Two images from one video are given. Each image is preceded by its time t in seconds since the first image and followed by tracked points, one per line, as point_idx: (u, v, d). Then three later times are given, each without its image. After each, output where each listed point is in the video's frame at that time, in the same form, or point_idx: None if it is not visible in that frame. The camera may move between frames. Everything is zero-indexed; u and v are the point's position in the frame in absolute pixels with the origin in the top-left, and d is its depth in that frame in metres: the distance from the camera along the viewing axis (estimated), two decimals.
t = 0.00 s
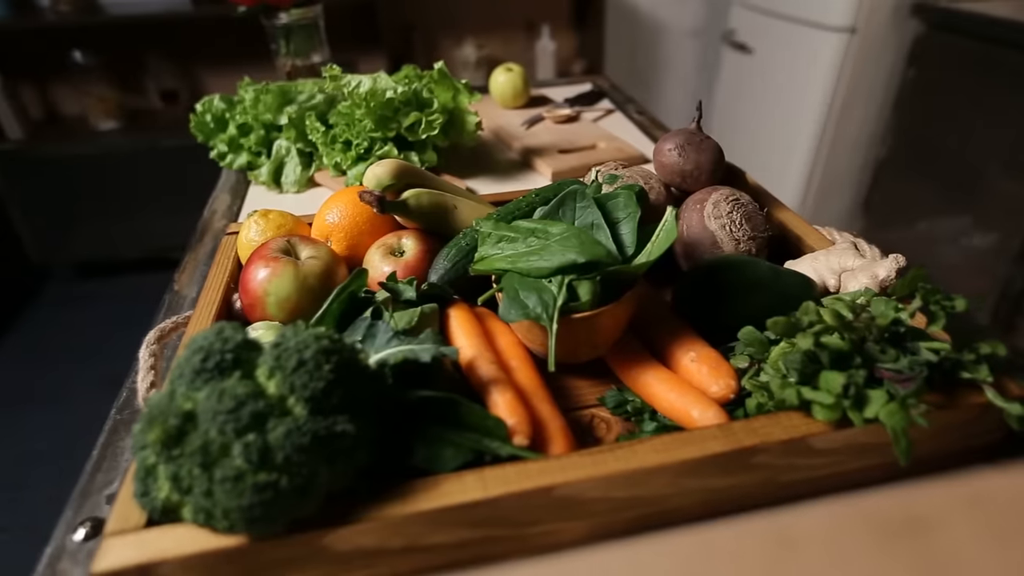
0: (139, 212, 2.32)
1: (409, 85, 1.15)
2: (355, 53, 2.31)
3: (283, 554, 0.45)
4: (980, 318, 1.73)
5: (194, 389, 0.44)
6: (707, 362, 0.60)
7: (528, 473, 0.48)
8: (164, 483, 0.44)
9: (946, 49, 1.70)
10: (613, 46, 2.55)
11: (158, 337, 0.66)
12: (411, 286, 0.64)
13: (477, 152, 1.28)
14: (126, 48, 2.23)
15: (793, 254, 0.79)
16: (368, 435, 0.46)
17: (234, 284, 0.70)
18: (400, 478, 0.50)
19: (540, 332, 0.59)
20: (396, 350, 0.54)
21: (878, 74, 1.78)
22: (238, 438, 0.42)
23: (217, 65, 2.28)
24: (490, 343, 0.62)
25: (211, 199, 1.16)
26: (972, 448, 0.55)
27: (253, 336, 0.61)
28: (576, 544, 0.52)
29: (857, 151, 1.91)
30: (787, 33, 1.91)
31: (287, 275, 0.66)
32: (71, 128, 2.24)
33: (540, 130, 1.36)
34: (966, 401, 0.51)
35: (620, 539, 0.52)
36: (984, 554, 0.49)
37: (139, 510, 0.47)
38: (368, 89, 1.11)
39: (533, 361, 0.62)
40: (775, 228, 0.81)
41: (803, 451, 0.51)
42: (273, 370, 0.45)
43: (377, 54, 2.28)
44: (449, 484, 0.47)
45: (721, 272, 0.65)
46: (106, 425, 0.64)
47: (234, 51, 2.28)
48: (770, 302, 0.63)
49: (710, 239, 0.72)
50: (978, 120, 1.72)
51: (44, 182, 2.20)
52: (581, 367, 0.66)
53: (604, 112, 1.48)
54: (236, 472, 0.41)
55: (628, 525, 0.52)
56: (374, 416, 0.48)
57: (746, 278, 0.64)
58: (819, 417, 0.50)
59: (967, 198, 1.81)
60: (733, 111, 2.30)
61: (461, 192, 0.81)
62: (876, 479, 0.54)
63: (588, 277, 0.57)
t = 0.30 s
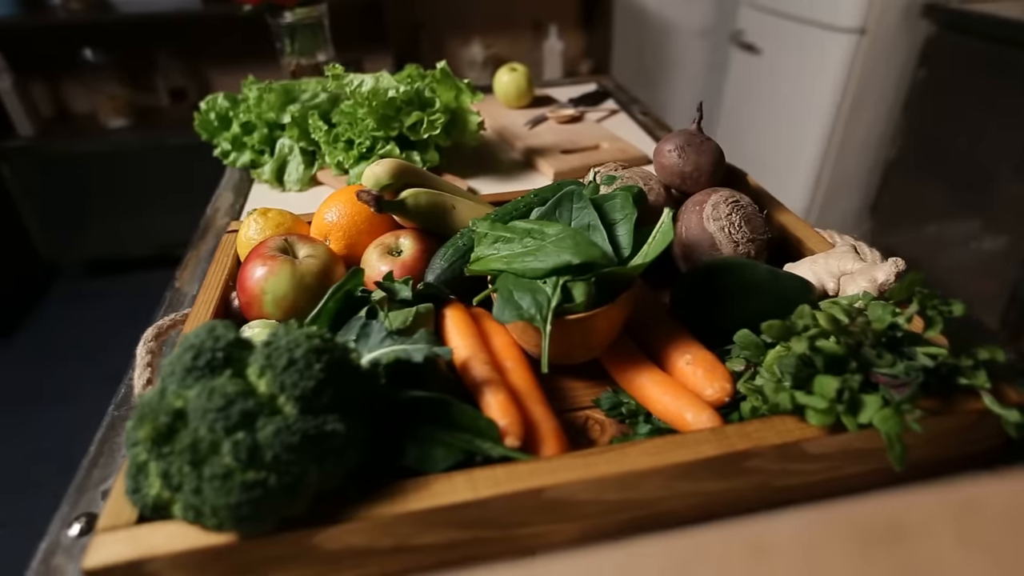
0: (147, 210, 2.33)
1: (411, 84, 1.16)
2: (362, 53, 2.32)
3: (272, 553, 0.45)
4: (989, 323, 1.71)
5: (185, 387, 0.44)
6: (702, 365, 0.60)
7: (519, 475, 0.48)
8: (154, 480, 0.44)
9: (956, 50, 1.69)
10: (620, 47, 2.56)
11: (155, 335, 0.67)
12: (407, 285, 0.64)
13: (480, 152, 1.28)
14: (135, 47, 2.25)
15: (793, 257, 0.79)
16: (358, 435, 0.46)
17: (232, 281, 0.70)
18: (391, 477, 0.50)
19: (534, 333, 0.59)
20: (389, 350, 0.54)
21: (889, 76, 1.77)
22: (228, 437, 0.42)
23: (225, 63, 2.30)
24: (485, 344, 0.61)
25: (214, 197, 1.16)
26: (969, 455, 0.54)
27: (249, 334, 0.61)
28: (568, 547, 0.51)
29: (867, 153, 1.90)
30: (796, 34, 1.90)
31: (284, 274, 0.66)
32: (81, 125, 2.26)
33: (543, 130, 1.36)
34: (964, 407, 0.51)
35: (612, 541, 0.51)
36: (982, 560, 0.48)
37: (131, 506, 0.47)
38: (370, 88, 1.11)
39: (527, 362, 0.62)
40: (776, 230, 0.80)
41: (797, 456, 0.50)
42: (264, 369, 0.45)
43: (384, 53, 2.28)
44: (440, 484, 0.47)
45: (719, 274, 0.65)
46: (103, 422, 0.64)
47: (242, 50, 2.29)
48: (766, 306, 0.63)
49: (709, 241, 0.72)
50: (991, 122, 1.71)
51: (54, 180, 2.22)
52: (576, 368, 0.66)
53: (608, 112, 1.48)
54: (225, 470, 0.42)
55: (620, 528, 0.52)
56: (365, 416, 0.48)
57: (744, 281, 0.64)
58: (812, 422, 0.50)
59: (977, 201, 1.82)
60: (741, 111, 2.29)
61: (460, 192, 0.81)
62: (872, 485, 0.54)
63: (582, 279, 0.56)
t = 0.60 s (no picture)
0: (156, 206, 2.35)
1: (414, 83, 1.16)
2: (371, 52, 2.33)
3: (259, 550, 0.45)
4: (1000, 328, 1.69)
5: (174, 384, 0.44)
6: (697, 368, 0.59)
7: (508, 476, 0.48)
8: (144, 476, 0.44)
9: (968, 52, 1.66)
10: (630, 47, 2.54)
11: (152, 331, 0.67)
12: (402, 285, 0.64)
13: (484, 152, 1.28)
14: (147, 44, 2.27)
15: (793, 260, 0.78)
16: (346, 434, 0.47)
17: (229, 279, 0.70)
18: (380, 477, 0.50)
19: (527, 335, 0.58)
20: (381, 349, 0.54)
21: (899, 79, 1.75)
22: (215, 434, 0.42)
23: (235, 61, 2.32)
24: (479, 344, 0.61)
25: (219, 195, 1.17)
26: (966, 463, 0.53)
27: (243, 332, 0.61)
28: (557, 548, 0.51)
29: (876, 156, 1.87)
30: (807, 35, 1.89)
31: (280, 272, 0.67)
32: (93, 122, 2.27)
33: (547, 130, 1.36)
34: (959, 414, 0.50)
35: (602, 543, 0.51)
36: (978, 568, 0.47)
37: (121, 502, 0.47)
38: (373, 87, 1.11)
39: (521, 363, 0.62)
40: (775, 233, 0.80)
41: (789, 461, 0.50)
42: (253, 368, 0.45)
43: (393, 52, 2.29)
44: (429, 484, 0.47)
45: (715, 277, 0.64)
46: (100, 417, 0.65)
47: (252, 48, 2.30)
48: (762, 310, 0.63)
49: (707, 243, 0.71)
50: (1001, 124, 1.69)
51: (67, 176, 2.25)
52: (571, 370, 0.66)
53: (613, 113, 1.47)
54: (212, 468, 0.42)
55: (610, 530, 0.51)
56: (353, 415, 0.48)
57: (741, 284, 0.63)
58: (805, 428, 0.49)
59: (990, 205, 1.78)
60: (751, 113, 2.28)
61: (459, 191, 0.81)
62: (866, 491, 0.53)
63: (576, 280, 0.56)
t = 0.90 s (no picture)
0: (165, 202, 2.35)
1: (417, 83, 1.16)
2: (381, 51, 2.34)
3: (247, 548, 0.46)
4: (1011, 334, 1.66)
5: (163, 381, 0.44)
6: (690, 372, 0.59)
7: (496, 477, 0.48)
8: (133, 472, 0.44)
9: (981, 55, 1.61)
10: (641, 47, 2.50)
11: (150, 328, 0.67)
12: (397, 284, 0.64)
13: (488, 152, 1.28)
14: (159, 42, 2.29)
15: (793, 264, 0.77)
16: (335, 433, 0.47)
17: (227, 277, 0.70)
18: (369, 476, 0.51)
19: (519, 337, 0.58)
20: (371, 348, 0.54)
21: (911, 81, 1.73)
22: (203, 432, 0.42)
23: (246, 59, 2.33)
24: (473, 345, 0.61)
25: (223, 192, 1.18)
26: (962, 472, 0.53)
27: (238, 330, 0.61)
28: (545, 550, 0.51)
29: (888, 160, 1.87)
30: (819, 37, 1.88)
31: (277, 270, 0.67)
32: (106, 118, 2.30)
33: (551, 130, 1.35)
34: (955, 422, 0.50)
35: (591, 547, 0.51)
36: None
37: (112, 497, 0.48)
38: (376, 87, 1.12)
39: (515, 364, 0.61)
40: (776, 237, 0.79)
41: (780, 467, 0.50)
42: (242, 366, 0.45)
43: (403, 51, 2.30)
44: (416, 485, 0.47)
45: (711, 280, 0.64)
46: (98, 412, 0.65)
47: (263, 46, 2.32)
48: (758, 314, 0.63)
49: (705, 246, 0.71)
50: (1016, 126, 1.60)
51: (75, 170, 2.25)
52: (566, 371, 0.66)
53: (619, 114, 1.47)
54: (198, 465, 0.42)
55: (599, 534, 0.51)
56: (342, 414, 0.48)
57: (737, 287, 0.63)
58: (797, 434, 0.49)
59: (1003, 210, 1.69)
60: (761, 114, 2.26)
61: (457, 191, 0.81)
62: (859, 498, 0.53)
63: (569, 282, 0.56)
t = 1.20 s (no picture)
0: (173, 197, 2.36)
1: (420, 82, 1.16)
2: (389, 50, 2.34)
3: (234, 545, 0.46)
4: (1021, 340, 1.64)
5: (154, 378, 0.45)
6: (684, 376, 0.58)
7: (485, 479, 0.48)
8: (122, 468, 0.45)
9: (994, 57, 1.60)
10: (648, 47, 2.44)
11: (147, 324, 0.68)
12: (392, 284, 0.64)
13: (491, 152, 1.28)
14: (170, 40, 2.30)
15: (793, 268, 0.77)
16: (323, 432, 0.47)
17: (226, 274, 0.71)
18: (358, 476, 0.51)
19: (513, 339, 0.58)
20: (363, 348, 0.54)
21: (923, 83, 1.72)
22: (191, 429, 0.43)
23: (255, 58, 2.34)
24: (467, 346, 0.61)
25: (227, 190, 1.19)
26: (958, 481, 0.52)
27: (234, 327, 0.62)
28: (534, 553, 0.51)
29: (899, 162, 1.84)
30: (829, 38, 1.87)
31: (274, 268, 0.67)
32: (116, 116, 2.31)
33: (555, 131, 1.35)
34: (949, 430, 0.49)
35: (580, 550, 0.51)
36: None
37: (103, 493, 0.48)
38: (379, 86, 1.12)
39: (509, 365, 0.61)
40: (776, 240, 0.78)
41: (772, 473, 0.49)
42: (231, 364, 0.45)
43: (411, 50, 2.31)
44: (404, 485, 0.47)
45: (708, 283, 0.64)
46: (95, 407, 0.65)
47: (273, 45, 2.33)
48: (755, 318, 0.62)
49: (703, 248, 0.71)
50: None
51: (85, 168, 2.27)
52: (560, 373, 0.66)
53: (624, 114, 1.46)
54: (186, 462, 0.42)
55: (588, 537, 0.51)
56: (331, 413, 0.48)
57: (734, 290, 0.63)
58: (788, 440, 0.49)
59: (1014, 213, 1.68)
60: (770, 116, 2.25)
61: (456, 191, 0.81)
62: (852, 505, 0.52)
63: (562, 284, 0.56)
